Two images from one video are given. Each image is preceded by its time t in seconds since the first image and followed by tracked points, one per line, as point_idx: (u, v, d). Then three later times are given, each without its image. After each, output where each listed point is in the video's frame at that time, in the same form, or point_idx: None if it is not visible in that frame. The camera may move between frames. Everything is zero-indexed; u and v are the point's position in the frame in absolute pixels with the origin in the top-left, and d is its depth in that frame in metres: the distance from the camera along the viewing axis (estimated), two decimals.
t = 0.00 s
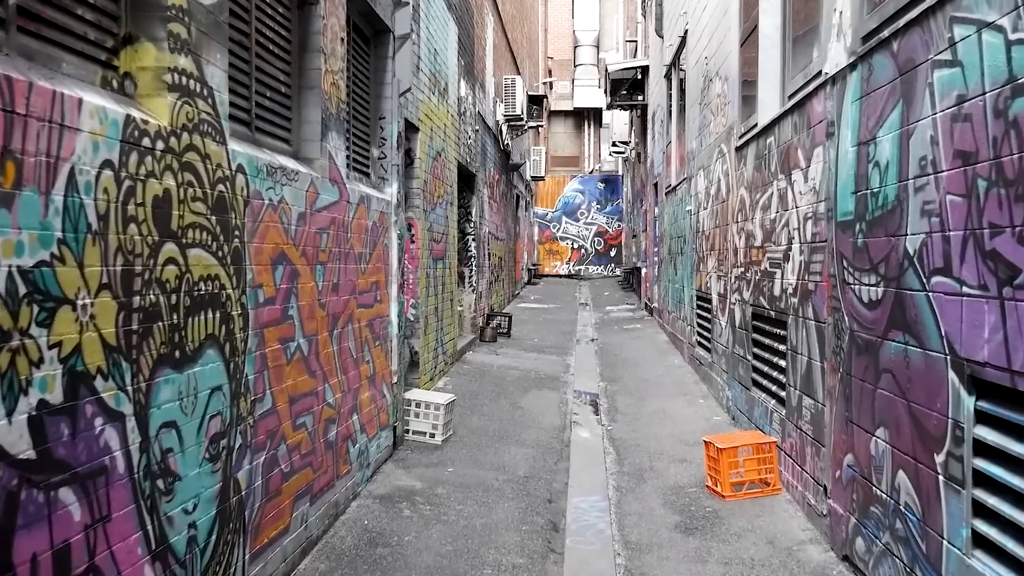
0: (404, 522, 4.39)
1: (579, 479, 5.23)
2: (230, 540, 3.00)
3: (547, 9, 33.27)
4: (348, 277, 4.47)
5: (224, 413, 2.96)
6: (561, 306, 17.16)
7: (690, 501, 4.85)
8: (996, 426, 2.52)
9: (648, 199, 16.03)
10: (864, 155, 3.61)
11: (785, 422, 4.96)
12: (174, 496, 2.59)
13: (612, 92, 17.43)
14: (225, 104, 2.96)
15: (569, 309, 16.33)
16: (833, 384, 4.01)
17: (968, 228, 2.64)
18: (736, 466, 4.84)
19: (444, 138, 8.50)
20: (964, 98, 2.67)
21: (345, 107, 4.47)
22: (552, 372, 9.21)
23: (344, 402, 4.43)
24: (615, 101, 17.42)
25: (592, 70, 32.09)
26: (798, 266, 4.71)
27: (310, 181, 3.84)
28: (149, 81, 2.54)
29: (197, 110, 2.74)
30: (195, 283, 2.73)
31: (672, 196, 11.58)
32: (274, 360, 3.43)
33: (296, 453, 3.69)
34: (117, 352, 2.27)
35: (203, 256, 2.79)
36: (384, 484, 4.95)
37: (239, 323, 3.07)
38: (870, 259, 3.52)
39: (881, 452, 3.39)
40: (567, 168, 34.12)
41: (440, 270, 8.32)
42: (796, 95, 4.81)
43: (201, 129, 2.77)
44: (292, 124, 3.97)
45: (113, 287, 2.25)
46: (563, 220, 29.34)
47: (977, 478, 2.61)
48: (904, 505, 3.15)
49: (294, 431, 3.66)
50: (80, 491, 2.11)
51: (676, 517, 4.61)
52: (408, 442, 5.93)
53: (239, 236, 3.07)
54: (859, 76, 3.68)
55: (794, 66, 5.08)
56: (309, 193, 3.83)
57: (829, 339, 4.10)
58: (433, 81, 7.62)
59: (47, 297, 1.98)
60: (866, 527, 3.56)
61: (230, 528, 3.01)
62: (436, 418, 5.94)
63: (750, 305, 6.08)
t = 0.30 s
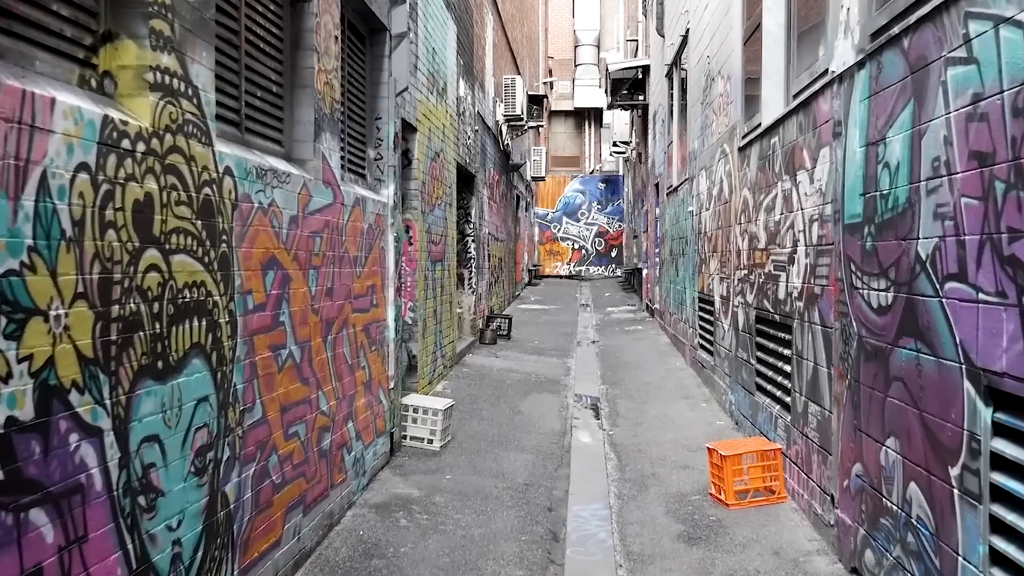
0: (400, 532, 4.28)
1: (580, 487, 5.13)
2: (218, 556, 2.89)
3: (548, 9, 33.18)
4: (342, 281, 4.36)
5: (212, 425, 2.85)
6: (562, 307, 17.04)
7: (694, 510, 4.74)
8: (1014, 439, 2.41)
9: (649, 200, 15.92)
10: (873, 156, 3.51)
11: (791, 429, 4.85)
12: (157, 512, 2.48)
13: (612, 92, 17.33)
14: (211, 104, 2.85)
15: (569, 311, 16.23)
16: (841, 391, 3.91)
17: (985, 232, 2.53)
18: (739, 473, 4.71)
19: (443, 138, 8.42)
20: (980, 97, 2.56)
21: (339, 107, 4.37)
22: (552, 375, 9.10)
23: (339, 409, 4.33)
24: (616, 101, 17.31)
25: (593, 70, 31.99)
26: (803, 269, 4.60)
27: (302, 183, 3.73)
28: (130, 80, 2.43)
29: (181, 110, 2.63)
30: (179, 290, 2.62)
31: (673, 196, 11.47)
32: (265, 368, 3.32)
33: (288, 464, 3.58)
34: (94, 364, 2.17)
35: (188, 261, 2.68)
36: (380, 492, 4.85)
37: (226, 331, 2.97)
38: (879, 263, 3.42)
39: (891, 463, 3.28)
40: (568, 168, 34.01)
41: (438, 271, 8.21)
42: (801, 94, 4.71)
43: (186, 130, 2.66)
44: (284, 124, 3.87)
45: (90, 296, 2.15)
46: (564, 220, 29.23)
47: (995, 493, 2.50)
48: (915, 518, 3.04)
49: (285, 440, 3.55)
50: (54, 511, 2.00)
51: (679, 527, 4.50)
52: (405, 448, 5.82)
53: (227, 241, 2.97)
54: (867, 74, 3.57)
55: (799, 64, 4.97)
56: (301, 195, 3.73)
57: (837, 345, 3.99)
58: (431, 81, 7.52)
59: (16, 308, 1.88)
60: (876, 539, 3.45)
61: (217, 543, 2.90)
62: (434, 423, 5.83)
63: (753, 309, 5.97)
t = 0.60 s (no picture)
0: (395, 540, 4.15)
1: (580, 492, 5.00)
2: (200, 569, 2.76)
3: (547, 8, 33.06)
4: (335, 282, 4.24)
5: (194, 433, 2.73)
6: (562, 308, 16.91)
7: (696, 516, 4.61)
8: None
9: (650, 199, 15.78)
10: (883, 151, 3.38)
11: (796, 433, 4.73)
12: (133, 525, 2.36)
13: (613, 90, 17.20)
14: (193, 97, 2.72)
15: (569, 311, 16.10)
16: (849, 395, 3.78)
17: (1005, 229, 2.40)
18: (744, 478, 4.61)
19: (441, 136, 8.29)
20: (1000, 88, 2.44)
21: (332, 103, 4.24)
22: (552, 376, 8.97)
23: (331, 413, 4.21)
24: (616, 99, 17.17)
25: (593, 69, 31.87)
26: (809, 269, 4.47)
27: (291, 181, 3.61)
28: (103, 70, 2.31)
29: (160, 103, 2.51)
30: (158, 292, 2.50)
31: (674, 195, 11.35)
32: (252, 372, 3.20)
33: (276, 471, 3.45)
34: (62, 371, 2.04)
35: (167, 261, 2.56)
36: (374, 498, 4.72)
37: (210, 334, 2.84)
38: (890, 263, 3.29)
39: (903, 470, 3.15)
40: (568, 168, 33.87)
41: (436, 272, 8.09)
42: (807, 89, 4.58)
43: (165, 125, 2.54)
44: (274, 120, 3.74)
45: (57, 299, 2.03)
46: (564, 220, 29.10)
47: (1015, 504, 2.38)
48: (929, 528, 2.92)
49: (274, 447, 3.43)
50: (16, 528, 1.88)
51: (682, 534, 4.37)
52: (401, 452, 5.69)
53: (210, 240, 2.84)
54: (877, 67, 3.44)
55: (805, 59, 4.84)
56: (290, 193, 3.60)
57: (844, 347, 3.86)
58: (429, 78, 7.39)
59: None
60: (886, 549, 3.33)
61: (200, 556, 2.78)
62: (431, 427, 5.70)
63: (757, 309, 5.84)
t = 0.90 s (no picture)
0: (389, 545, 4.03)
1: (580, 496, 4.89)
2: None
3: (548, 7, 32.96)
4: (328, 280, 4.13)
5: (176, 435, 2.62)
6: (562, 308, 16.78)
7: (699, 520, 4.50)
8: None
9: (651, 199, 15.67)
10: (893, 145, 3.27)
11: (801, 435, 4.61)
12: (109, 532, 2.25)
13: (613, 89, 17.08)
14: (175, 85, 2.61)
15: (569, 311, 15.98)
16: (856, 396, 3.67)
17: None
18: (747, 481, 4.49)
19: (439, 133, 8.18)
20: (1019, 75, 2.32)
21: (325, 96, 4.13)
22: (551, 377, 8.85)
23: (324, 415, 4.10)
24: (617, 98, 17.05)
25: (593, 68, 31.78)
26: (814, 267, 4.36)
27: (282, 175, 3.50)
28: (79, 55, 2.20)
29: (139, 91, 2.40)
30: (137, 288, 2.39)
31: (675, 194, 11.24)
32: (239, 372, 3.09)
33: (265, 474, 3.34)
34: (31, 370, 1.93)
35: (148, 256, 2.45)
36: (369, 502, 4.61)
37: (194, 333, 2.73)
38: (900, 260, 3.18)
39: (914, 474, 3.03)
40: (568, 167, 33.75)
41: (434, 271, 7.98)
42: (812, 83, 4.47)
43: (145, 114, 2.43)
44: (264, 112, 3.63)
45: (25, 295, 1.92)
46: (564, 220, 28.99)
47: None
48: (942, 535, 2.81)
49: (263, 450, 3.32)
50: None
51: (684, 539, 4.26)
52: (397, 454, 5.58)
53: (194, 235, 2.73)
54: (886, 57, 3.33)
55: (810, 52, 4.73)
56: (281, 187, 3.49)
57: (852, 346, 3.75)
58: (426, 74, 7.29)
59: None
60: (896, 555, 3.21)
61: (183, 563, 2.67)
62: (427, 428, 5.58)
63: (760, 308, 5.73)
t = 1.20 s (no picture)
0: (383, 555, 3.90)
1: (580, 502, 4.76)
2: None
3: (548, 7, 32.83)
4: (320, 280, 4.01)
5: (156, 444, 2.49)
6: (562, 309, 16.65)
7: (702, 528, 4.37)
8: None
9: (652, 199, 15.53)
10: (905, 139, 3.14)
11: (807, 440, 4.48)
12: (81, 548, 2.12)
13: (614, 88, 16.96)
14: (154, 76, 2.49)
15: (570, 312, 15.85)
16: (866, 401, 3.54)
17: None
18: (752, 487, 4.36)
19: (437, 131, 8.04)
20: None
21: (316, 91, 4.00)
22: (551, 379, 8.72)
23: (316, 419, 3.97)
24: (618, 96, 16.94)
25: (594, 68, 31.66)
26: (821, 267, 4.24)
27: (270, 171, 3.37)
28: (48, 42, 2.07)
29: (114, 80, 2.27)
30: (112, 289, 2.26)
31: (677, 194, 11.11)
32: (225, 377, 2.96)
33: (253, 483, 3.21)
34: None
35: (123, 255, 2.32)
36: (363, 509, 4.48)
37: (175, 336, 2.61)
38: (913, 259, 3.05)
39: (929, 483, 2.91)
40: (568, 167, 33.62)
41: (432, 271, 7.85)
42: (819, 78, 4.35)
43: (120, 105, 2.30)
44: (252, 107, 3.51)
45: None
46: (564, 220, 28.85)
47: None
48: (959, 548, 2.68)
49: (250, 457, 3.19)
50: None
51: (688, 547, 4.13)
52: (393, 459, 5.46)
53: (175, 233, 2.61)
54: (898, 48, 3.21)
55: (817, 46, 4.60)
56: (269, 184, 3.37)
57: (861, 349, 3.62)
58: (424, 70, 7.16)
59: None
60: (909, 568, 3.09)
61: None
62: (424, 432, 5.45)
63: (764, 309, 5.60)
